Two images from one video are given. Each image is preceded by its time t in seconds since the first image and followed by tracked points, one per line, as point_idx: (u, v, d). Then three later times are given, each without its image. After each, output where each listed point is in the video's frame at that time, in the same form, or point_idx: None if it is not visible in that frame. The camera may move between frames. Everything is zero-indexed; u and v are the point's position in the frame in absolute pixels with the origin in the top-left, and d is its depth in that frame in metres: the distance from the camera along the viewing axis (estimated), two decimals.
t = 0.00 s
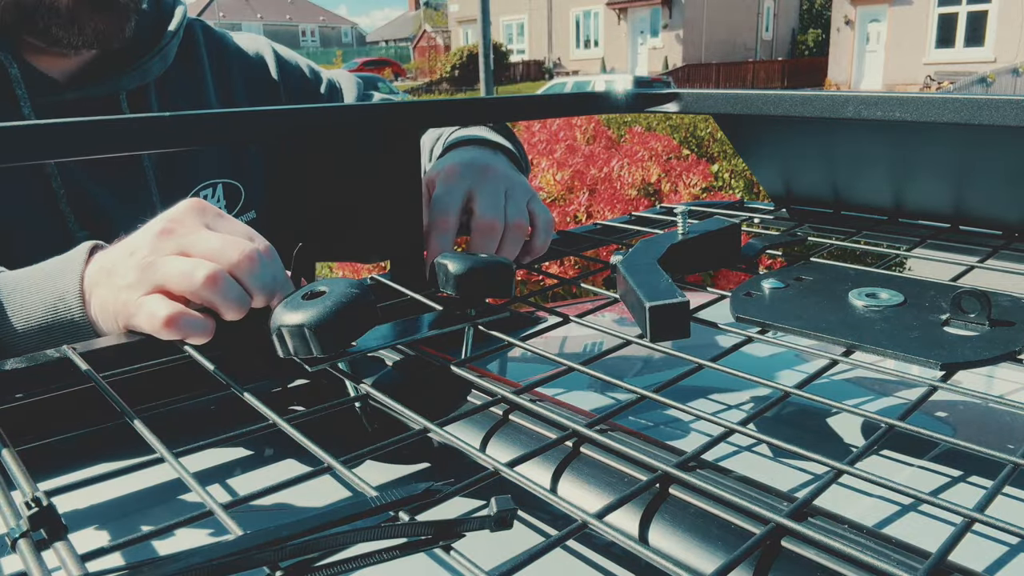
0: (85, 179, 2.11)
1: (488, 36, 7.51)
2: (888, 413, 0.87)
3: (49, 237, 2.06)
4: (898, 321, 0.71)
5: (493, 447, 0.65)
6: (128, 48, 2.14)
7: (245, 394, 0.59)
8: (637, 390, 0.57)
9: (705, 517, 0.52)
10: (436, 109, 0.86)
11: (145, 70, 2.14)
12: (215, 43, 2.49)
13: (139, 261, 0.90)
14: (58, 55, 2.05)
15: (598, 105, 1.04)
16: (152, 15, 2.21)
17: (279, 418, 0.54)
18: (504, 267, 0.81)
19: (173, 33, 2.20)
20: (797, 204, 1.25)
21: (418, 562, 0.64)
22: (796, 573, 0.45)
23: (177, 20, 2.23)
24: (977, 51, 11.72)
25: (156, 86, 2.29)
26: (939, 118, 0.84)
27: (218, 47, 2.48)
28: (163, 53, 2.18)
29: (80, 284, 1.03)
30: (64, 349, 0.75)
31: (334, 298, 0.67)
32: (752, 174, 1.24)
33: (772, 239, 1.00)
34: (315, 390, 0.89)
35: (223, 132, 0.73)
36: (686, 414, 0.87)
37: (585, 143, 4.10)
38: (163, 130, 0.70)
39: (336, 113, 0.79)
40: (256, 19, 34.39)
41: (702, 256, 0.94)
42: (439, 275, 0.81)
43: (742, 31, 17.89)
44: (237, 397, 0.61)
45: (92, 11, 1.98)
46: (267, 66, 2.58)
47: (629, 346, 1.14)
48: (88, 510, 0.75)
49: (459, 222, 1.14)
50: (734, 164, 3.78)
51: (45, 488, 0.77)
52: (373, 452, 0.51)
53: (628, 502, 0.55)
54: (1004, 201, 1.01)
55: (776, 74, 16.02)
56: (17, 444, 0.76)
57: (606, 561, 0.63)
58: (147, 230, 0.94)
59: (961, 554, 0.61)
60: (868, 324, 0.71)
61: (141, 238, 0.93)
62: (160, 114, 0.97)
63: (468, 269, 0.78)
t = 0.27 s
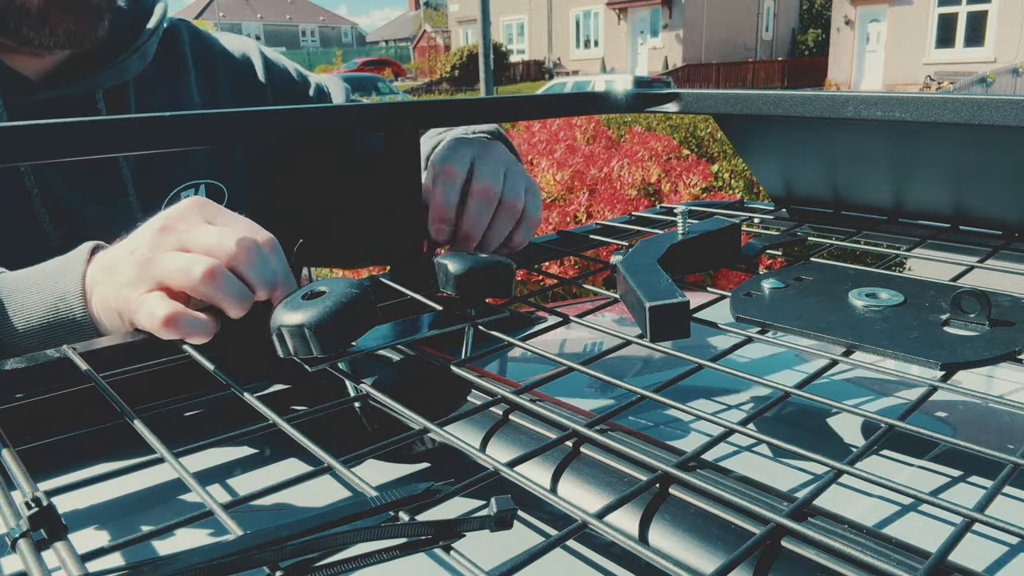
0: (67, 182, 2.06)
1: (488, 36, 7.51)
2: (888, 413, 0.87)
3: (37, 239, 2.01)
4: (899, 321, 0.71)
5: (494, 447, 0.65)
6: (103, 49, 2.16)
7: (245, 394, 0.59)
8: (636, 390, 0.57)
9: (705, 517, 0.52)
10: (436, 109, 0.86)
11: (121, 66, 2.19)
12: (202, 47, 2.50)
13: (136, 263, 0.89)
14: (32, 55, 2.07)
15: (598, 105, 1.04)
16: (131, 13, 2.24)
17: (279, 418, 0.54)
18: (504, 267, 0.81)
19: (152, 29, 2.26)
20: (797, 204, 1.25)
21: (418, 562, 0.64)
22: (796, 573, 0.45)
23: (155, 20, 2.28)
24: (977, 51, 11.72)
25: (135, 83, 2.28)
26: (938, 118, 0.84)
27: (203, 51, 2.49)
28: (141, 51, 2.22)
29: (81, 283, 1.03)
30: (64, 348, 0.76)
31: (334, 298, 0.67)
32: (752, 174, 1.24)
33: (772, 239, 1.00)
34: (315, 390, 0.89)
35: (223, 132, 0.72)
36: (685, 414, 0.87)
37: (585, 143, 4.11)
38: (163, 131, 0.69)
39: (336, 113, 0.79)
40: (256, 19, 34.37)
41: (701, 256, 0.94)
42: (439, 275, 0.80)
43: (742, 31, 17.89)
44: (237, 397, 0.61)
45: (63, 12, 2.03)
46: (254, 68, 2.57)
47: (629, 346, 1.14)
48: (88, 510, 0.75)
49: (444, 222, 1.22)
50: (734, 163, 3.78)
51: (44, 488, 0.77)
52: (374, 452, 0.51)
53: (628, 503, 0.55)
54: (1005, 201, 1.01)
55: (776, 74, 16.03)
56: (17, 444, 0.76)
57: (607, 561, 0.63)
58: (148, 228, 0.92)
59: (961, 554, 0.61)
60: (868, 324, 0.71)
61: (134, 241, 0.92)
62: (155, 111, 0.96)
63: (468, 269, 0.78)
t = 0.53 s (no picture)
0: (67, 182, 2.13)
1: (489, 36, 7.51)
2: (888, 413, 0.87)
3: (47, 243, 2.06)
4: (898, 321, 0.71)
5: (493, 447, 0.65)
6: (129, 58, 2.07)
7: (245, 394, 0.59)
8: (637, 390, 0.57)
9: (705, 517, 0.52)
10: (436, 108, 0.86)
11: (139, 80, 2.12)
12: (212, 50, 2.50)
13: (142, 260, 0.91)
14: (48, 65, 1.96)
15: (598, 105, 1.04)
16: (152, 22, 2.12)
17: (279, 418, 0.54)
18: (504, 267, 0.81)
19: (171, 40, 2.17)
20: (797, 204, 1.25)
21: (418, 562, 0.64)
22: (796, 573, 0.45)
23: (177, 29, 2.21)
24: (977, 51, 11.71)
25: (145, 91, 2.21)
26: (939, 118, 0.84)
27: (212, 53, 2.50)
28: (158, 63, 2.15)
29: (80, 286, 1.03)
30: (63, 348, 0.76)
31: (334, 298, 0.67)
32: (752, 174, 1.24)
33: (772, 239, 1.00)
34: (315, 391, 0.89)
35: (224, 132, 0.72)
36: (685, 414, 0.87)
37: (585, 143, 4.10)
38: (162, 131, 0.70)
39: (337, 113, 0.79)
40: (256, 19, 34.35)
41: (701, 257, 0.94)
42: (439, 274, 0.80)
43: (741, 31, 17.89)
44: (237, 397, 0.61)
45: (78, 25, 1.93)
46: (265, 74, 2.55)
47: (629, 346, 1.14)
48: (88, 510, 0.75)
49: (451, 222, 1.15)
50: (734, 164, 3.78)
51: (44, 488, 0.77)
52: (374, 452, 0.50)
53: (627, 503, 0.55)
54: (1004, 201, 1.01)
55: (776, 74, 16.03)
56: (18, 444, 0.76)
57: (607, 561, 0.63)
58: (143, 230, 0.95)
59: (961, 554, 0.61)
60: (868, 323, 0.71)
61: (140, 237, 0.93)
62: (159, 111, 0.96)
63: (468, 269, 0.78)
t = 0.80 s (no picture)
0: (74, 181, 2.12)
1: (489, 36, 7.51)
2: (888, 413, 0.87)
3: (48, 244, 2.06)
4: (898, 321, 0.71)
5: (494, 447, 0.65)
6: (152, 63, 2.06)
7: (245, 394, 0.59)
8: (637, 390, 0.57)
9: (705, 517, 0.52)
10: (436, 108, 0.86)
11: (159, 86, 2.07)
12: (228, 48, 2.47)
13: (163, 258, 0.92)
14: (72, 72, 2.01)
15: (598, 105, 1.04)
16: (175, 26, 2.11)
17: (279, 418, 0.54)
18: (504, 267, 0.81)
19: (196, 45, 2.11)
20: (796, 204, 1.25)
21: (418, 562, 0.64)
22: (795, 573, 0.45)
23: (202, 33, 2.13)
24: (977, 51, 11.71)
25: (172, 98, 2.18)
26: (939, 118, 0.83)
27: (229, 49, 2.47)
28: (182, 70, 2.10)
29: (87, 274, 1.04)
30: (63, 348, 0.76)
31: (334, 298, 0.67)
32: (752, 174, 1.24)
33: (772, 239, 1.00)
34: (315, 391, 0.89)
35: (225, 132, 0.72)
36: (686, 415, 0.87)
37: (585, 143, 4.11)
38: (163, 131, 0.68)
39: (337, 112, 0.78)
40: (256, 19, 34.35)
41: (702, 257, 0.94)
42: (439, 274, 0.80)
43: (741, 31, 17.89)
44: (238, 397, 0.61)
45: (106, 40, 1.98)
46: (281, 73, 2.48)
47: (629, 346, 1.14)
48: (88, 510, 0.75)
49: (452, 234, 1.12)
50: (734, 163, 3.78)
51: (44, 488, 0.77)
52: (374, 451, 0.50)
53: (627, 503, 0.55)
54: (1004, 201, 1.01)
55: (776, 74, 16.03)
56: (17, 444, 0.76)
57: (606, 561, 0.63)
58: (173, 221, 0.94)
59: (961, 554, 0.61)
60: (867, 323, 0.71)
61: (163, 233, 0.93)
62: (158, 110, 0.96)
63: (469, 268, 0.78)
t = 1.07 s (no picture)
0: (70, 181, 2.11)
1: (488, 36, 7.51)
2: (888, 413, 0.87)
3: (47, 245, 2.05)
4: (898, 321, 0.71)
5: (494, 447, 0.65)
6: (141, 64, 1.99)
7: (244, 394, 0.59)
8: (637, 390, 0.57)
9: (705, 517, 0.52)
10: (436, 107, 0.86)
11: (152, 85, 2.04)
12: (215, 39, 2.38)
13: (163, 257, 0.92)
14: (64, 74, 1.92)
15: (598, 105, 1.04)
16: (163, 27, 2.08)
17: (279, 418, 0.54)
18: (504, 267, 0.81)
19: (185, 40, 2.08)
20: (796, 204, 1.25)
21: (418, 562, 0.64)
22: (796, 573, 0.45)
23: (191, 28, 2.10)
24: (978, 51, 11.71)
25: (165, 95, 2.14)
26: (939, 118, 0.83)
27: (215, 40, 2.37)
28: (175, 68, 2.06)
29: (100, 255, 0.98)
30: (63, 348, 0.76)
31: (334, 298, 0.67)
32: (752, 174, 1.24)
33: (772, 239, 1.00)
34: (315, 391, 0.89)
35: (226, 132, 0.72)
36: (686, 415, 0.87)
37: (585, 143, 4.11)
38: (163, 131, 0.68)
39: (335, 113, 0.79)
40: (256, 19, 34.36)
41: (702, 257, 0.94)
42: (439, 274, 0.80)
43: (741, 31, 17.88)
44: (238, 397, 0.61)
45: (98, 38, 1.79)
46: (268, 64, 2.41)
47: (629, 346, 1.14)
48: (88, 510, 0.75)
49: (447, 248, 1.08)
50: (734, 163, 3.77)
51: (45, 489, 0.77)
52: (374, 451, 0.50)
53: (627, 503, 0.55)
54: (1004, 201, 1.01)
55: (776, 75, 16.02)
56: (17, 443, 0.76)
57: (606, 561, 0.63)
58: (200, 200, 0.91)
59: (961, 553, 0.61)
60: (867, 323, 0.71)
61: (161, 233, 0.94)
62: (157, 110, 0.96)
63: (468, 268, 0.78)
